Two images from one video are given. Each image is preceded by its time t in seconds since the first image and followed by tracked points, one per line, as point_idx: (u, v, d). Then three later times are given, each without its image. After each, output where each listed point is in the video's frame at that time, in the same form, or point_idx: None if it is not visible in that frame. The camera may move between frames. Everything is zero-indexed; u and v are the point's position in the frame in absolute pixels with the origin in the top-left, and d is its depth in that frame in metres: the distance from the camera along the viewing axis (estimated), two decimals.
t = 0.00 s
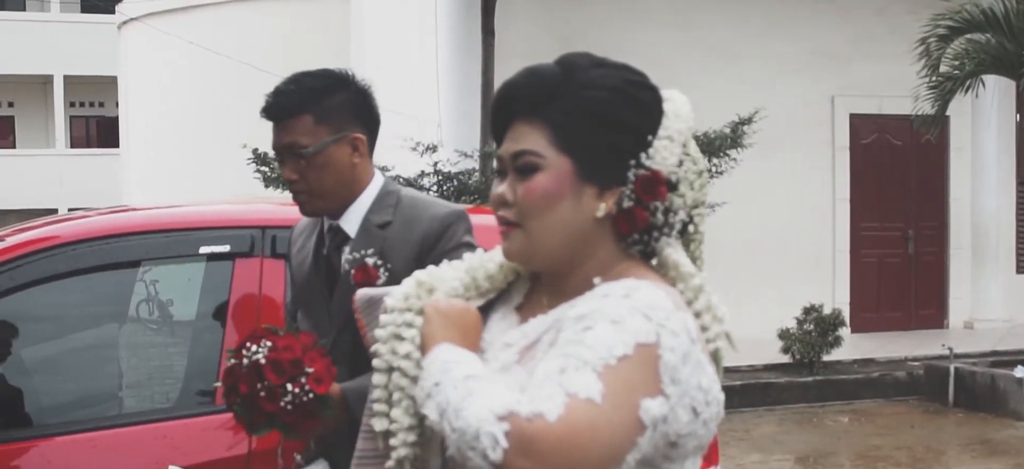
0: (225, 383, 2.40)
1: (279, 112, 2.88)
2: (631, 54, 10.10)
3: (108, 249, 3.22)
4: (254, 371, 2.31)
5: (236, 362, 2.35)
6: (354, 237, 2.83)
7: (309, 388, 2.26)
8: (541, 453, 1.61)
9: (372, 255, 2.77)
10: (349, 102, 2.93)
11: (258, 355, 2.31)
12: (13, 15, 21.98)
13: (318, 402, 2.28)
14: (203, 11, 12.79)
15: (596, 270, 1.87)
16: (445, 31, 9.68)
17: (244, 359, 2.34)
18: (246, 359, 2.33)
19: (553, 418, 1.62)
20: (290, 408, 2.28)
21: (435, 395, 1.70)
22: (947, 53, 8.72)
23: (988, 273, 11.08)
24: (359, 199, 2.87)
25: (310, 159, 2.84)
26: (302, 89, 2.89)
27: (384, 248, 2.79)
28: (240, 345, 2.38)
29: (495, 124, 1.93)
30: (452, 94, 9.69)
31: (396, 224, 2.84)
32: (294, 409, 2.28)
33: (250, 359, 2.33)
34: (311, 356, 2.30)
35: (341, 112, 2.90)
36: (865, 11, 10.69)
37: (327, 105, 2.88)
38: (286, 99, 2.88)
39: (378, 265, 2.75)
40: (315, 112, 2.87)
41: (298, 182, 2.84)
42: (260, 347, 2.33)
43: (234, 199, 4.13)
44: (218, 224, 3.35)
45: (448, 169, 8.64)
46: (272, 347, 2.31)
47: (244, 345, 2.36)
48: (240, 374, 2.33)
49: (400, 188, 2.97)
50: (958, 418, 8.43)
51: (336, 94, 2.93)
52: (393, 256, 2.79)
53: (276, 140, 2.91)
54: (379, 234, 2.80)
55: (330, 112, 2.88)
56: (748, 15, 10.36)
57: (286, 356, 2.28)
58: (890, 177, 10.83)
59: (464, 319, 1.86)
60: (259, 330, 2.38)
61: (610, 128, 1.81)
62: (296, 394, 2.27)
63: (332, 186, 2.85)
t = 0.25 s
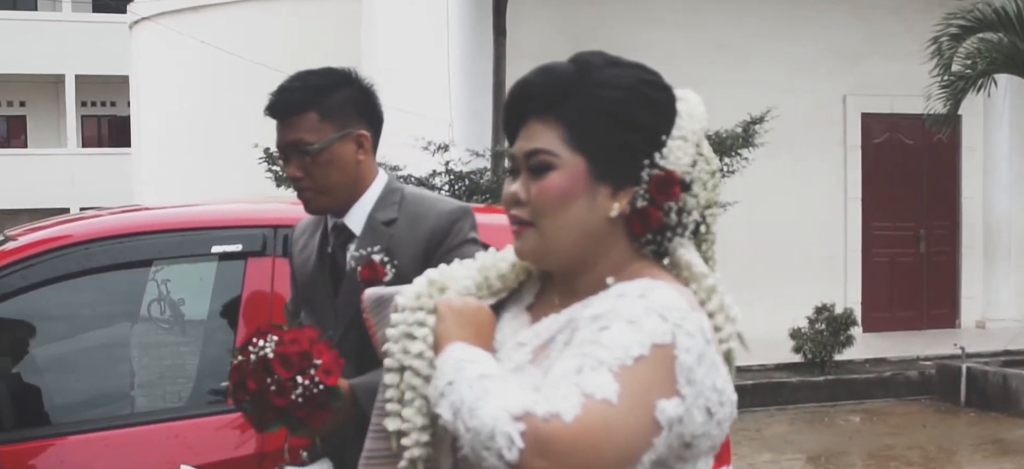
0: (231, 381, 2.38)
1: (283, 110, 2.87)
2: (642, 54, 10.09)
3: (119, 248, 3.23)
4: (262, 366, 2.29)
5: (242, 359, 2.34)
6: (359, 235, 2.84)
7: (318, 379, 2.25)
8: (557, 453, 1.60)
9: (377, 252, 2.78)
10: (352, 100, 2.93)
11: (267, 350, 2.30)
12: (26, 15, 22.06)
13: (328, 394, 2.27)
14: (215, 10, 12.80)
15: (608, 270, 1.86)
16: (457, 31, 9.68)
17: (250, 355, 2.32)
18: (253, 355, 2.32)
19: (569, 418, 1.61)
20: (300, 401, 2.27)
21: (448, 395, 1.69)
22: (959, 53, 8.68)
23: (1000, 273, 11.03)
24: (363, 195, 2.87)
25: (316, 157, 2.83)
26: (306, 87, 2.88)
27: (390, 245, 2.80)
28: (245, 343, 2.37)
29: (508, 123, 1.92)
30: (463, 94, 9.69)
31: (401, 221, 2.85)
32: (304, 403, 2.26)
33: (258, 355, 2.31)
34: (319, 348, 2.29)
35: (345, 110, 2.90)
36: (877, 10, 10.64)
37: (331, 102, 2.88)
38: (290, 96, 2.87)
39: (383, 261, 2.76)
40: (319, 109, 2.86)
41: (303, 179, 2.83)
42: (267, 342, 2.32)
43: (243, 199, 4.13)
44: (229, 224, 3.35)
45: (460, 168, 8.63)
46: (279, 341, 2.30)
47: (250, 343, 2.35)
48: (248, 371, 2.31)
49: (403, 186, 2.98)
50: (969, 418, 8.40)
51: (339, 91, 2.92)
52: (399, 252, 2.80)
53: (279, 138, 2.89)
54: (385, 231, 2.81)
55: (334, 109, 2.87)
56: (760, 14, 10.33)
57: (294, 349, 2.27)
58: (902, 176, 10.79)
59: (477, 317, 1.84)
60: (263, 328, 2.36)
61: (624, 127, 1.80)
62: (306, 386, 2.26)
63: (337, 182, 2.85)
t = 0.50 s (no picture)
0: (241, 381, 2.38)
1: (289, 107, 2.86)
2: (653, 54, 10.07)
3: (131, 248, 3.24)
4: (271, 362, 2.30)
5: (251, 356, 2.35)
6: (365, 233, 2.84)
7: (328, 373, 2.26)
8: (574, 453, 1.59)
9: (385, 249, 2.78)
10: (357, 97, 2.93)
11: (275, 345, 2.31)
12: (39, 15, 22.16)
13: (338, 388, 2.27)
14: (229, 9, 12.82)
15: (621, 270, 1.85)
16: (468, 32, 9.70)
17: (259, 352, 2.33)
18: (262, 351, 2.33)
19: (586, 419, 1.59)
20: (311, 396, 2.27)
21: (462, 395, 1.67)
22: (972, 52, 8.64)
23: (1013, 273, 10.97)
24: (370, 193, 2.87)
25: (324, 154, 2.83)
26: (312, 83, 2.87)
27: (397, 242, 2.81)
28: (253, 341, 2.38)
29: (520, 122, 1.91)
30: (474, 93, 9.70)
31: (407, 218, 2.86)
32: (315, 397, 2.26)
33: (267, 351, 2.32)
34: (326, 343, 2.31)
35: (351, 106, 2.90)
36: (889, 9, 10.60)
37: (337, 99, 2.88)
38: (296, 93, 2.87)
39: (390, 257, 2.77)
40: (325, 106, 2.86)
41: (309, 177, 2.83)
42: (275, 338, 2.33)
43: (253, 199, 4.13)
44: (242, 223, 3.35)
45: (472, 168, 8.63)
46: (287, 336, 2.32)
47: (258, 340, 2.36)
48: (257, 368, 2.32)
49: (408, 184, 2.99)
50: (982, 418, 8.35)
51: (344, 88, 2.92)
52: (406, 249, 2.81)
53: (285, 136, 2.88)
54: (392, 228, 2.82)
55: (340, 106, 2.87)
56: (772, 13, 10.29)
57: (302, 343, 2.29)
58: (914, 176, 10.75)
59: (491, 316, 1.84)
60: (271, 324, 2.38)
61: (639, 126, 1.79)
62: (316, 381, 2.26)
63: (346, 179, 2.85)
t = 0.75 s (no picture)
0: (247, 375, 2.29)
1: (297, 104, 2.84)
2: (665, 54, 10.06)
3: (143, 247, 3.25)
4: (279, 357, 2.21)
5: (259, 351, 2.26)
6: (373, 230, 2.87)
7: (338, 370, 2.19)
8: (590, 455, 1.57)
9: (394, 246, 2.81)
10: (362, 92, 2.92)
11: (285, 340, 2.22)
12: (52, 14, 22.25)
13: (347, 385, 2.20)
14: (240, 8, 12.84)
15: (633, 269, 1.84)
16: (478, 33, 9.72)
17: (268, 346, 2.24)
18: (270, 346, 2.24)
19: (603, 420, 1.58)
20: (319, 392, 2.19)
21: (475, 394, 1.66)
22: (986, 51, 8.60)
23: None
24: (378, 190, 2.90)
25: (334, 152, 2.82)
26: (319, 80, 2.85)
27: (406, 238, 2.85)
28: (261, 335, 2.28)
29: (532, 118, 1.90)
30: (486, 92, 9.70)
31: (415, 215, 2.90)
32: (324, 393, 2.18)
33: (276, 345, 2.23)
34: (336, 339, 2.23)
35: (359, 103, 2.90)
36: (902, 8, 10.55)
37: (345, 96, 2.87)
38: (304, 90, 2.84)
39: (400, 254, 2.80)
40: (334, 103, 2.85)
41: (319, 175, 2.82)
42: (284, 333, 2.24)
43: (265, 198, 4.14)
44: (255, 223, 3.36)
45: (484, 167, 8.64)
46: (296, 331, 2.23)
47: (266, 334, 2.27)
48: (265, 363, 2.23)
49: (412, 180, 3.02)
50: (996, 418, 8.31)
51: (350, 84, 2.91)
52: (415, 245, 2.84)
53: (292, 133, 2.87)
54: (400, 225, 2.85)
55: (348, 103, 2.87)
56: (784, 13, 10.26)
57: (312, 339, 2.20)
58: (927, 175, 10.70)
59: (502, 315, 1.83)
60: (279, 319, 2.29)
61: (654, 125, 1.78)
62: (325, 378, 2.18)
63: (355, 177, 2.85)
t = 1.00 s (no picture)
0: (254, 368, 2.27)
1: (306, 101, 2.86)
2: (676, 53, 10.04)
3: (156, 246, 3.26)
4: (288, 351, 2.20)
5: (267, 343, 2.24)
6: (380, 228, 2.88)
7: (345, 366, 2.16)
8: (603, 456, 1.57)
9: (403, 243, 2.82)
10: (369, 90, 2.95)
11: (293, 334, 2.20)
12: (65, 14, 22.34)
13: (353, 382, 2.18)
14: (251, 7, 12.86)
15: (643, 268, 1.85)
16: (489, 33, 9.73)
17: (276, 340, 2.22)
18: (279, 339, 2.22)
19: (616, 422, 1.58)
20: (326, 388, 2.17)
21: (486, 396, 1.66)
22: (998, 50, 8.58)
23: None
24: (386, 187, 2.92)
25: (345, 149, 2.84)
26: (327, 77, 2.87)
27: (414, 235, 2.85)
28: (269, 328, 2.26)
29: (543, 115, 1.89)
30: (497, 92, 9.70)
31: (422, 213, 2.91)
32: (329, 389, 2.16)
33: (284, 339, 2.22)
34: (345, 335, 2.21)
35: (366, 101, 2.92)
36: (914, 7, 10.51)
37: (354, 93, 2.89)
38: (313, 87, 2.86)
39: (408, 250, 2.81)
40: (343, 100, 2.87)
41: (330, 172, 2.84)
42: (293, 327, 2.22)
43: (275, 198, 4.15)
44: (267, 222, 3.38)
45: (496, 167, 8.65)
46: (305, 325, 2.21)
47: (275, 327, 2.25)
48: (272, 356, 2.21)
49: (418, 179, 3.03)
50: (1008, 418, 8.29)
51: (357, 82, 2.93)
52: (423, 241, 2.85)
53: (301, 130, 2.88)
54: (408, 222, 2.86)
55: (357, 101, 2.89)
56: (796, 13, 10.24)
57: (321, 334, 2.18)
58: (939, 175, 10.67)
59: (511, 315, 1.83)
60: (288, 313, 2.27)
61: (666, 125, 1.77)
62: (331, 373, 2.16)
63: (365, 174, 2.87)
